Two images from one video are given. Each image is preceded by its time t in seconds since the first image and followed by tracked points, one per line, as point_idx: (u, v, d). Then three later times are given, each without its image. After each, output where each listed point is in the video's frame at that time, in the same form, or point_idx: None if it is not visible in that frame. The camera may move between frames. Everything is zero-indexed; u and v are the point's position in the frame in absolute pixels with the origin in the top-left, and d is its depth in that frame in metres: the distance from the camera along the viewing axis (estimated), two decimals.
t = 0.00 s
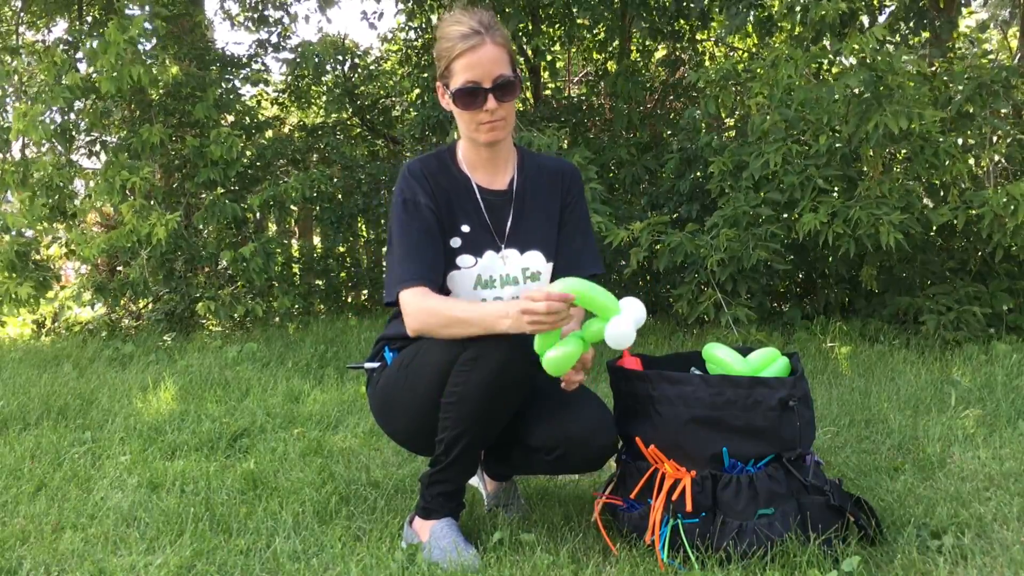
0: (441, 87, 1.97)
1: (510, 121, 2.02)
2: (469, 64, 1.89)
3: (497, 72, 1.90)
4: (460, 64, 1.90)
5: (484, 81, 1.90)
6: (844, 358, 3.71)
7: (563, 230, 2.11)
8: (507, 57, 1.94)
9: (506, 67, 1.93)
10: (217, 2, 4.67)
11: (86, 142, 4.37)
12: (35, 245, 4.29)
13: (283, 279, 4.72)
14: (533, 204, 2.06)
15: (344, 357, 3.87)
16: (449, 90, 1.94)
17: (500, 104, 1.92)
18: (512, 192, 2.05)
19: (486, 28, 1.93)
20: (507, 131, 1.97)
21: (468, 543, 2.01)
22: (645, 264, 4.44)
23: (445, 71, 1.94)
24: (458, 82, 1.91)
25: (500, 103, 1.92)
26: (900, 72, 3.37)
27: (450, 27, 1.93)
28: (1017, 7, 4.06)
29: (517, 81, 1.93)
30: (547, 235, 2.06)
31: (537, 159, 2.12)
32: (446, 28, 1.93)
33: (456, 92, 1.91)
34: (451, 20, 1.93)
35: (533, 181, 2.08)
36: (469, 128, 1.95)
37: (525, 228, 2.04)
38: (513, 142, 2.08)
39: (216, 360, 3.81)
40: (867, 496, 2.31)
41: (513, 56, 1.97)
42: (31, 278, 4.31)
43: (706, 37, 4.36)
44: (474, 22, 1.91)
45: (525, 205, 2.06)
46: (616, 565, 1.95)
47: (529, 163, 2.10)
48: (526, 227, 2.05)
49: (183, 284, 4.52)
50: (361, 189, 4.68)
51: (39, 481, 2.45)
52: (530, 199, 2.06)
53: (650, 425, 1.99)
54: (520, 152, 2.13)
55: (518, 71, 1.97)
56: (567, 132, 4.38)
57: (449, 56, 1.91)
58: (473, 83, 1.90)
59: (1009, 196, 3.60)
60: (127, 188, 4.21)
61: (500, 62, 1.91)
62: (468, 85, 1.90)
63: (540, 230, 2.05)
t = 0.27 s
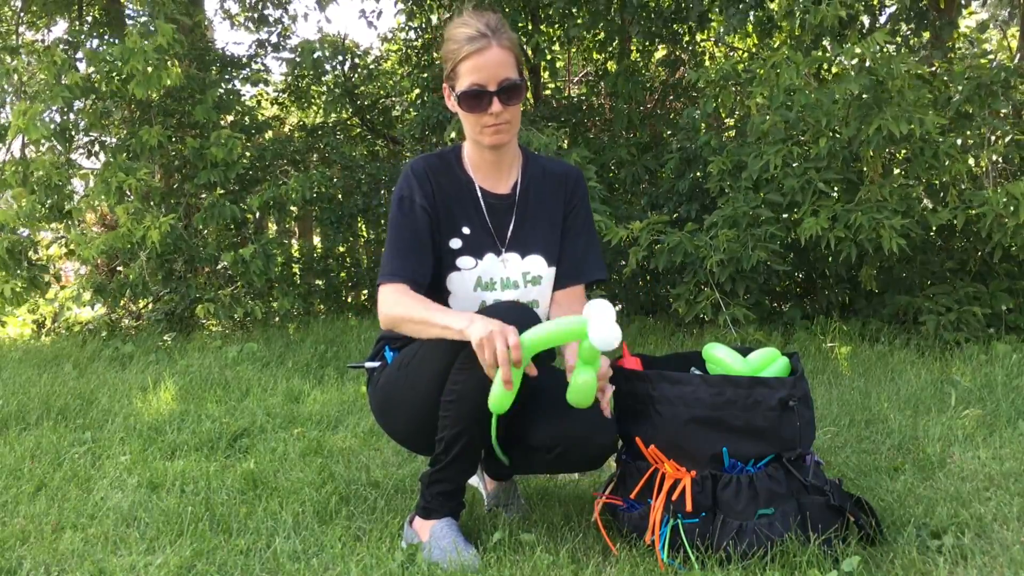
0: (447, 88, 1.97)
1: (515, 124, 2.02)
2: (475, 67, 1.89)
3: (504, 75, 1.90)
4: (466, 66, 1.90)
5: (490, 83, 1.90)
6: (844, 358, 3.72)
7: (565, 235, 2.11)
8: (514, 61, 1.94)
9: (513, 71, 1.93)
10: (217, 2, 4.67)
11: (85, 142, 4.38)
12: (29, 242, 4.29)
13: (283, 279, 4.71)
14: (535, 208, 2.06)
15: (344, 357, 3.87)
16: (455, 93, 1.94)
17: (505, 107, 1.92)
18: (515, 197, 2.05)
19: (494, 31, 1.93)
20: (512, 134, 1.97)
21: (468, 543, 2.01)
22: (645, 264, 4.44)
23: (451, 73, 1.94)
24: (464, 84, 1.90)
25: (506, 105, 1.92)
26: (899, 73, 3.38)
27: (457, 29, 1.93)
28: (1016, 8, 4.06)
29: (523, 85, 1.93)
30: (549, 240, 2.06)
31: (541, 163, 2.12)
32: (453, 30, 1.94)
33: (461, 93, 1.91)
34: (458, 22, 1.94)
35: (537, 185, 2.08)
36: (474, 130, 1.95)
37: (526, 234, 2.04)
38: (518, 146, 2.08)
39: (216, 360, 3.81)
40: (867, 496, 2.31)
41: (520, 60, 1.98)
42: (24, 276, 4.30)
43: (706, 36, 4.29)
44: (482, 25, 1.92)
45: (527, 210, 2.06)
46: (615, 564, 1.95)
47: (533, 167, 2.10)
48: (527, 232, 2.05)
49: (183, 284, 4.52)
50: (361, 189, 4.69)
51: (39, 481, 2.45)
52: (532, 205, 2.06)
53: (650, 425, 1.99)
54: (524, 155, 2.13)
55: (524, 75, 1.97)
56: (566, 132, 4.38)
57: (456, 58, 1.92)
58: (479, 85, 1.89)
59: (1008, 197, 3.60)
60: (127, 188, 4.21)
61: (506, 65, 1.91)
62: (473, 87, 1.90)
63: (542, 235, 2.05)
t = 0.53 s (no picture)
0: (447, 92, 1.96)
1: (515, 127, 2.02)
2: (474, 70, 1.89)
3: (503, 78, 1.90)
4: (466, 69, 1.89)
5: (489, 86, 1.89)
6: (844, 358, 3.71)
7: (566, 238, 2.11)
8: (513, 64, 1.93)
9: (512, 74, 1.92)
10: (217, 2, 4.67)
11: (85, 141, 4.37)
12: (31, 243, 4.33)
13: (283, 279, 4.71)
14: (534, 213, 2.06)
15: (344, 357, 3.87)
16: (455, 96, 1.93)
17: (505, 110, 1.91)
18: (514, 201, 2.05)
19: (493, 34, 1.93)
20: (511, 138, 1.96)
21: (468, 543, 2.01)
22: (645, 264, 4.44)
23: (451, 77, 1.94)
24: (464, 87, 1.90)
25: (505, 109, 1.91)
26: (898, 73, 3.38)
27: (457, 32, 1.92)
28: (1017, 8, 4.06)
29: (523, 88, 1.93)
30: (548, 244, 2.06)
31: (541, 167, 2.11)
32: (453, 33, 1.93)
33: (461, 97, 1.90)
34: (458, 25, 1.93)
35: (536, 189, 2.08)
36: (473, 134, 1.94)
37: (525, 238, 2.04)
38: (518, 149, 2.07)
39: (216, 360, 3.81)
40: (867, 496, 2.31)
41: (519, 63, 1.97)
42: (26, 278, 4.35)
43: (706, 36, 4.29)
44: (481, 28, 1.91)
45: (526, 215, 2.06)
46: (615, 564, 1.95)
47: (533, 171, 2.10)
48: (526, 236, 2.05)
49: (183, 284, 4.52)
50: (361, 189, 4.69)
51: (39, 481, 2.45)
52: (531, 209, 2.06)
53: (650, 426, 1.99)
54: (525, 159, 2.12)
55: (524, 77, 1.97)
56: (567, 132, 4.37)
57: (455, 62, 1.91)
58: (478, 89, 1.89)
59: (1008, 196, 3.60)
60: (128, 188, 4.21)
61: (505, 68, 1.90)
62: (472, 90, 1.89)
63: (541, 240, 2.05)
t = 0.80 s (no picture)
0: (442, 92, 1.96)
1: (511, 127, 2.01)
2: (469, 70, 1.88)
3: (498, 78, 1.90)
4: (461, 69, 1.89)
5: (484, 86, 1.89)
6: (844, 358, 3.71)
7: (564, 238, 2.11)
8: (509, 63, 1.93)
9: (507, 73, 1.92)
10: (217, 2, 4.67)
11: (85, 141, 4.38)
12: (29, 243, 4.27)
13: (283, 279, 4.71)
14: (532, 213, 2.06)
15: (344, 357, 3.87)
16: (450, 96, 1.93)
17: (501, 110, 1.91)
18: (511, 201, 2.05)
19: (487, 33, 1.92)
20: (508, 137, 1.96)
21: (468, 543, 2.01)
22: (646, 264, 4.44)
23: (446, 77, 1.93)
24: (459, 88, 1.90)
25: (501, 108, 1.91)
26: (897, 73, 3.38)
27: (451, 33, 1.92)
28: (1017, 8, 4.06)
29: (518, 87, 1.93)
30: (546, 244, 2.06)
31: (538, 166, 2.11)
32: (447, 34, 1.93)
33: (456, 97, 1.90)
34: (452, 26, 1.93)
35: (534, 188, 2.08)
36: (470, 134, 1.94)
37: (523, 239, 2.04)
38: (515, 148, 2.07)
39: (216, 360, 3.81)
40: (867, 496, 2.31)
41: (514, 62, 1.97)
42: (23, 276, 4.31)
43: (706, 36, 4.32)
44: (476, 27, 1.91)
45: (524, 214, 2.06)
46: (615, 564, 1.95)
47: (531, 171, 2.10)
48: (525, 236, 2.05)
49: (183, 284, 4.53)
50: (361, 189, 4.69)
51: (39, 481, 2.45)
52: (529, 209, 2.06)
53: (650, 426, 1.99)
54: (522, 158, 2.12)
55: (520, 76, 1.97)
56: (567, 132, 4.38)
57: (450, 62, 1.91)
58: (473, 88, 1.89)
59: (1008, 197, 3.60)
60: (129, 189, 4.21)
61: (500, 67, 1.90)
62: (467, 90, 1.89)
63: (539, 239, 2.05)
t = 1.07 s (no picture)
0: (439, 93, 1.96)
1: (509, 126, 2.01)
2: (465, 70, 1.88)
3: (494, 77, 1.90)
4: (456, 70, 1.89)
5: (480, 85, 1.89)
6: (844, 358, 3.71)
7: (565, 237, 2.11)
8: (505, 62, 1.92)
9: (503, 72, 1.92)
10: (217, 2, 4.67)
11: (85, 141, 4.38)
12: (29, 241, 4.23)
13: (283, 279, 4.71)
14: (532, 213, 2.06)
15: (344, 357, 3.87)
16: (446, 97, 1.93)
17: (498, 109, 1.91)
18: (511, 201, 2.05)
19: (483, 33, 1.92)
20: (506, 136, 1.96)
21: (468, 543, 2.01)
22: (645, 264, 4.44)
23: (442, 78, 1.93)
24: (455, 88, 1.90)
25: (498, 107, 1.91)
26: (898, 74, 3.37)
27: (446, 34, 1.92)
28: (1017, 8, 4.06)
29: (515, 86, 1.93)
30: (546, 243, 2.05)
31: (537, 165, 2.11)
32: (443, 35, 1.93)
33: (453, 98, 1.90)
34: (447, 26, 1.93)
35: (534, 187, 2.07)
36: (467, 134, 1.94)
37: (523, 239, 2.04)
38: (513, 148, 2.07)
39: (216, 360, 3.81)
40: (867, 496, 2.31)
41: (511, 60, 1.96)
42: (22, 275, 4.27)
43: (706, 37, 4.33)
44: (471, 27, 1.91)
45: (524, 214, 2.06)
46: (615, 565, 1.95)
47: (530, 170, 2.09)
48: (525, 236, 2.05)
49: (183, 284, 4.53)
50: (361, 189, 4.69)
51: (39, 481, 2.45)
52: (528, 209, 2.06)
53: (650, 426, 1.99)
54: (520, 158, 2.12)
55: (516, 75, 1.96)
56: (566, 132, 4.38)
57: (445, 63, 1.91)
58: (469, 88, 1.89)
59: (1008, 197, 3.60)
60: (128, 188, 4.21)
61: (496, 66, 1.90)
62: (464, 90, 1.89)
63: (539, 239, 2.05)
